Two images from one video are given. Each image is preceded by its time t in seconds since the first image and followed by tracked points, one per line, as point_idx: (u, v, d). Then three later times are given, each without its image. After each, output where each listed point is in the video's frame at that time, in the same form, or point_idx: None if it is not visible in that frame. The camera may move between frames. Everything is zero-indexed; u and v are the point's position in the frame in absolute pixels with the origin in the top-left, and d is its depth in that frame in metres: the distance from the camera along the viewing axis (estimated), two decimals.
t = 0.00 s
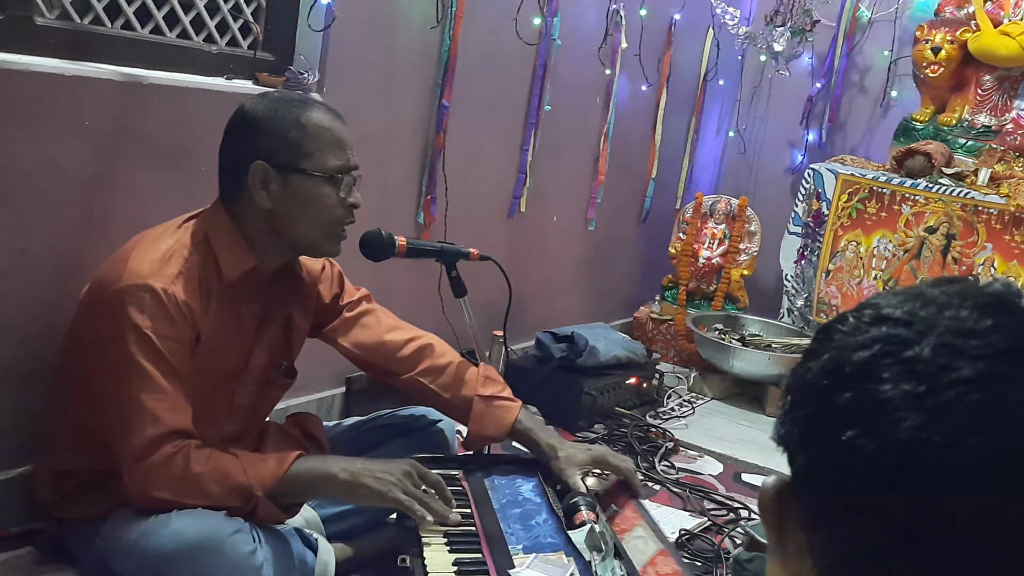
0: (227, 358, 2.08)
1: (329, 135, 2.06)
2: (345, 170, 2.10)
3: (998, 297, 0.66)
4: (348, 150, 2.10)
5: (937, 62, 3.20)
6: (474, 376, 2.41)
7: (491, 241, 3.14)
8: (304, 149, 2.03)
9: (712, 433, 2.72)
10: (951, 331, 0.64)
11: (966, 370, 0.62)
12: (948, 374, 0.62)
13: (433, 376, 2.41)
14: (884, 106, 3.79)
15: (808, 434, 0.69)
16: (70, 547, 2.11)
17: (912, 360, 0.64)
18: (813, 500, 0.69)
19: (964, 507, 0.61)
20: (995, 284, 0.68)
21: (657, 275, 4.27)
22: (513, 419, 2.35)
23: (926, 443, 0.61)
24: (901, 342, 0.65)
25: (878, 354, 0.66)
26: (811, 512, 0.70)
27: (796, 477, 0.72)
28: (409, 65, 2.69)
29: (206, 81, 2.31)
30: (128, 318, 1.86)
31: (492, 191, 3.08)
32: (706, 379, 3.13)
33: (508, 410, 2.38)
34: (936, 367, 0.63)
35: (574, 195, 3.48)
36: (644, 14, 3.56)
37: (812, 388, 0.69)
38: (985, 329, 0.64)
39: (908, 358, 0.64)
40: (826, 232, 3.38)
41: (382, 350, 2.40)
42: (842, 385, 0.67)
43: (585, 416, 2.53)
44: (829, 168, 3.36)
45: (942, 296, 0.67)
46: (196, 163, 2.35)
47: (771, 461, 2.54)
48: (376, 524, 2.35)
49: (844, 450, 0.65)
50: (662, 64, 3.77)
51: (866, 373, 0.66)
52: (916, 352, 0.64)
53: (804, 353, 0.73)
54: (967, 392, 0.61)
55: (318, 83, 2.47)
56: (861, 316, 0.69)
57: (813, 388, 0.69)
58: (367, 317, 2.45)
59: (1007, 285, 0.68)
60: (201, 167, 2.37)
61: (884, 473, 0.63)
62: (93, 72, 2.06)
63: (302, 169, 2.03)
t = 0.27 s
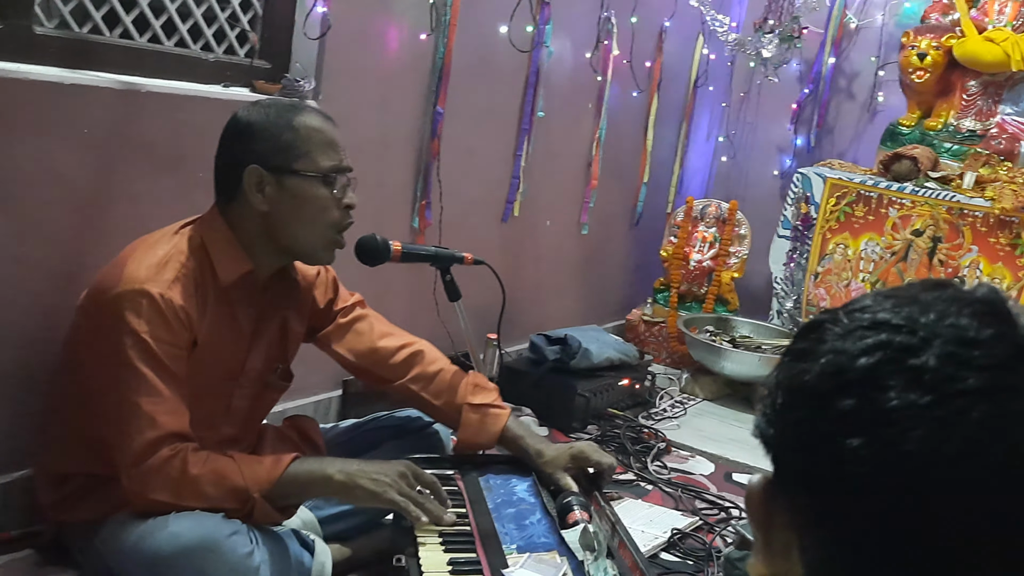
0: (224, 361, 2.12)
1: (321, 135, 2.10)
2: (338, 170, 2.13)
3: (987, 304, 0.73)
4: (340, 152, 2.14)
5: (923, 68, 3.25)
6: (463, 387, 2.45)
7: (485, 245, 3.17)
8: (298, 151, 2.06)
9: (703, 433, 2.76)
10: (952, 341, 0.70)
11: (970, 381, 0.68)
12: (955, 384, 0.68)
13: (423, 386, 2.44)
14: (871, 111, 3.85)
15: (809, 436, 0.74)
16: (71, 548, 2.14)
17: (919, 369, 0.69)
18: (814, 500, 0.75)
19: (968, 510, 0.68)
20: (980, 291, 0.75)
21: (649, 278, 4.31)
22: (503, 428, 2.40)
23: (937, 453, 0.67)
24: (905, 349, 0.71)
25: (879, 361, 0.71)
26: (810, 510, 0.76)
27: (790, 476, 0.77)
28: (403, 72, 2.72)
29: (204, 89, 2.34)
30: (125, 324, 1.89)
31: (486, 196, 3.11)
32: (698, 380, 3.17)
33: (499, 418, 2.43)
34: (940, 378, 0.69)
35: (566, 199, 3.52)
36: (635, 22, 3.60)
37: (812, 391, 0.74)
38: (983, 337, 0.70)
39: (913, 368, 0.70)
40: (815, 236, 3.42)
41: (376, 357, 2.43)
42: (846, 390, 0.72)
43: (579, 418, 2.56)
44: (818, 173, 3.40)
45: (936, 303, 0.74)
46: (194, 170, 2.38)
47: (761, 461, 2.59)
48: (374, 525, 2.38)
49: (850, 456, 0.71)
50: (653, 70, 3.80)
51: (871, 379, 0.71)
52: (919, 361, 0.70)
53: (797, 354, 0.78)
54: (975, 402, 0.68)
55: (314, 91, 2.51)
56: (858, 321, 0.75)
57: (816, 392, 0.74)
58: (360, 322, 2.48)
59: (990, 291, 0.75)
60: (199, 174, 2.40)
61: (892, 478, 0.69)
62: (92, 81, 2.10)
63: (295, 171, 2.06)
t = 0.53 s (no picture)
0: (217, 367, 2.13)
1: (316, 144, 2.12)
2: (332, 180, 2.15)
3: (974, 308, 0.72)
4: (334, 161, 2.16)
5: (910, 73, 3.25)
6: (458, 385, 2.46)
7: (478, 249, 3.19)
8: (291, 159, 2.08)
9: (694, 435, 2.77)
10: (939, 348, 0.69)
11: (959, 387, 0.67)
12: (943, 390, 0.67)
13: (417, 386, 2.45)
14: (858, 114, 3.87)
15: (799, 443, 0.74)
16: (64, 553, 2.15)
17: (906, 376, 0.69)
18: (806, 507, 0.75)
19: (956, 520, 0.67)
20: (968, 295, 0.74)
21: (641, 281, 4.33)
22: (496, 426, 2.41)
23: (924, 461, 0.67)
24: (892, 355, 0.70)
25: (866, 367, 0.70)
26: (801, 514, 0.76)
27: (782, 481, 0.78)
28: (395, 78, 2.74)
29: (197, 95, 2.36)
30: (118, 329, 1.90)
31: (478, 201, 3.13)
32: (689, 382, 3.18)
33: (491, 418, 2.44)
34: (929, 384, 0.68)
35: (558, 204, 3.54)
36: (626, 27, 3.62)
37: (800, 397, 0.74)
38: (972, 343, 0.69)
39: (901, 374, 0.69)
40: (805, 239, 3.43)
41: (368, 359, 2.45)
42: (833, 397, 0.72)
43: (571, 420, 2.57)
44: (807, 177, 3.42)
45: (924, 307, 0.73)
46: (186, 175, 2.40)
47: (752, 462, 2.60)
48: (367, 527, 2.41)
49: (839, 462, 0.71)
50: (643, 75, 3.83)
51: (858, 387, 0.70)
52: (906, 367, 0.69)
53: (785, 358, 0.78)
54: (962, 409, 0.67)
55: (306, 97, 2.53)
56: (844, 326, 0.74)
57: (803, 398, 0.74)
58: (354, 326, 2.50)
59: (979, 295, 0.74)
60: (191, 179, 2.41)
61: (879, 486, 0.69)
62: (84, 88, 2.11)
63: (290, 178, 2.08)
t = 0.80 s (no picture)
0: (209, 371, 2.15)
1: (307, 151, 2.15)
2: (323, 187, 2.18)
3: (935, 313, 0.76)
4: (326, 168, 2.19)
5: (889, 78, 3.23)
6: (449, 387, 2.50)
7: (467, 253, 3.22)
8: (283, 165, 2.11)
9: (681, 435, 2.81)
10: (905, 351, 0.72)
11: (925, 390, 0.70)
12: (911, 392, 0.70)
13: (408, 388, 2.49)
14: (840, 119, 3.93)
15: (772, 444, 0.77)
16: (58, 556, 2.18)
17: (876, 378, 0.72)
18: (780, 506, 0.78)
19: (924, 517, 0.70)
20: (928, 300, 0.78)
21: (629, 284, 4.37)
22: (488, 427, 2.44)
23: (895, 460, 0.70)
24: (861, 359, 0.73)
25: (836, 370, 0.73)
26: (774, 514, 0.79)
27: (755, 482, 0.80)
28: (383, 86, 2.78)
29: (188, 104, 2.39)
30: (111, 334, 1.92)
31: (467, 206, 3.17)
32: (675, 383, 3.22)
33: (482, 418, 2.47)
34: (897, 386, 0.71)
35: (546, 208, 3.58)
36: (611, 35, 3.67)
37: (771, 401, 0.76)
38: (936, 346, 0.72)
39: (870, 377, 0.72)
40: (788, 241, 3.41)
41: (360, 363, 2.48)
42: (804, 401, 0.74)
43: (559, 421, 2.60)
44: (790, 180, 3.40)
45: (888, 313, 0.76)
46: (178, 182, 2.43)
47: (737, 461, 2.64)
48: (357, 529, 2.44)
49: (812, 464, 0.73)
50: (629, 82, 3.87)
51: (828, 390, 0.73)
52: (875, 370, 0.72)
53: (754, 363, 0.80)
54: (930, 410, 0.70)
55: (296, 104, 2.56)
56: (812, 331, 0.77)
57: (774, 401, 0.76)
58: (345, 331, 2.52)
59: (938, 299, 0.78)
60: (183, 186, 2.45)
61: (851, 484, 0.72)
62: (76, 97, 2.14)
63: (281, 184, 2.11)
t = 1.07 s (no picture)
0: (199, 376, 2.20)
1: (295, 159, 2.20)
2: (310, 192, 2.23)
3: (911, 316, 0.77)
4: (313, 174, 2.24)
5: (864, 85, 3.16)
6: (433, 395, 2.54)
7: (454, 258, 3.27)
8: (272, 172, 2.16)
9: (664, 434, 2.86)
10: (881, 357, 0.73)
11: (902, 395, 0.71)
12: (887, 397, 0.71)
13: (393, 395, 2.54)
14: (817, 125, 4.01)
15: (751, 449, 0.77)
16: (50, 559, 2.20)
17: (853, 384, 0.72)
18: (757, 513, 0.78)
19: (901, 518, 0.72)
20: (905, 303, 0.79)
21: (614, 287, 4.43)
22: (471, 432, 2.49)
23: (874, 463, 0.71)
24: (837, 364, 0.74)
25: (813, 375, 0.74)
26: (751, 520, 0.78)
27: (732, 489, 0.80)
28: (371, 95, 2.83)
29: (178, 113, 2.44)
30: (102, 340, 1.96)
31: (454, 212, 3.22)
32: (659, 383, 3.28)
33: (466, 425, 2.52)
34: (873, 391, 0.72)
35: (532, 213, 3.64)
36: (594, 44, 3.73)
37: (750, 406, 0.76)
38: (912, 350, 0.73)
39: (848, 382, 0.72)
40: (767, 245, 3.35)
41: (347, 369, 2.52)
42: (782, 406, 0.74)
43: (545, 421, 2.65)
44: (768, 185, 3.34)
45: (865, 317, 0.77)
46: (168, 190, 2.47)
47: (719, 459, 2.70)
48: (346, 530, 2.48)
49: (791, 469, 0.74)
50: (612, 90, 3.94)
51: (806, 395, 0.73)
52: (852, 375, 0.72)
53: (733, 367, 0.80)
54: (906, 415, 0.71)
55: (285, 113, 2.61)
56: (790, 335, 0.77)
57: (753, 407, 0.76)
58: (332, 337, 2.57)
59: (913, 303, 0.79)
60: (173, 193, 2.49)
61: (829, 489, 0.72)
62: (68, 107, 2.18)
63: (269, 192, 2.16)
